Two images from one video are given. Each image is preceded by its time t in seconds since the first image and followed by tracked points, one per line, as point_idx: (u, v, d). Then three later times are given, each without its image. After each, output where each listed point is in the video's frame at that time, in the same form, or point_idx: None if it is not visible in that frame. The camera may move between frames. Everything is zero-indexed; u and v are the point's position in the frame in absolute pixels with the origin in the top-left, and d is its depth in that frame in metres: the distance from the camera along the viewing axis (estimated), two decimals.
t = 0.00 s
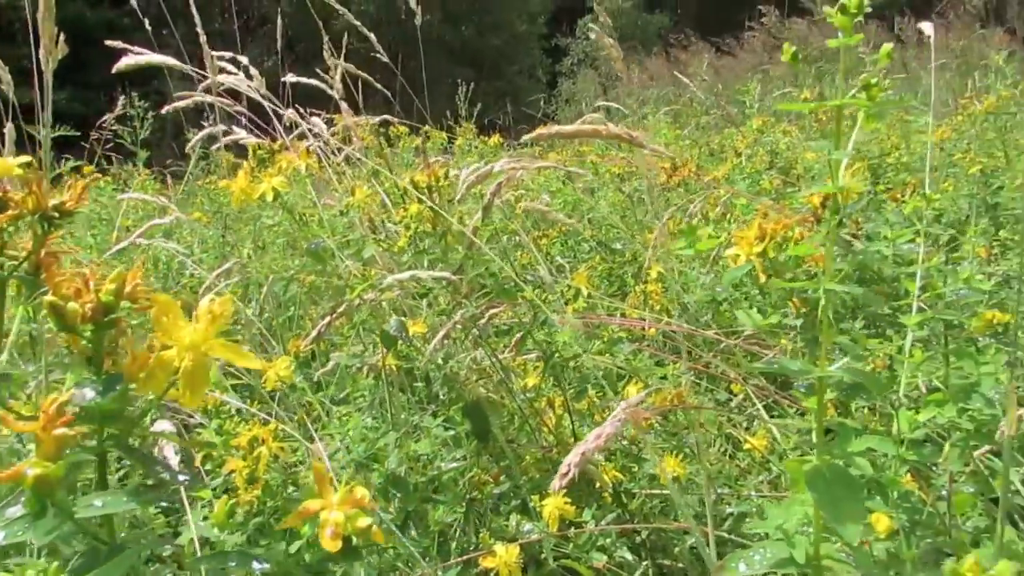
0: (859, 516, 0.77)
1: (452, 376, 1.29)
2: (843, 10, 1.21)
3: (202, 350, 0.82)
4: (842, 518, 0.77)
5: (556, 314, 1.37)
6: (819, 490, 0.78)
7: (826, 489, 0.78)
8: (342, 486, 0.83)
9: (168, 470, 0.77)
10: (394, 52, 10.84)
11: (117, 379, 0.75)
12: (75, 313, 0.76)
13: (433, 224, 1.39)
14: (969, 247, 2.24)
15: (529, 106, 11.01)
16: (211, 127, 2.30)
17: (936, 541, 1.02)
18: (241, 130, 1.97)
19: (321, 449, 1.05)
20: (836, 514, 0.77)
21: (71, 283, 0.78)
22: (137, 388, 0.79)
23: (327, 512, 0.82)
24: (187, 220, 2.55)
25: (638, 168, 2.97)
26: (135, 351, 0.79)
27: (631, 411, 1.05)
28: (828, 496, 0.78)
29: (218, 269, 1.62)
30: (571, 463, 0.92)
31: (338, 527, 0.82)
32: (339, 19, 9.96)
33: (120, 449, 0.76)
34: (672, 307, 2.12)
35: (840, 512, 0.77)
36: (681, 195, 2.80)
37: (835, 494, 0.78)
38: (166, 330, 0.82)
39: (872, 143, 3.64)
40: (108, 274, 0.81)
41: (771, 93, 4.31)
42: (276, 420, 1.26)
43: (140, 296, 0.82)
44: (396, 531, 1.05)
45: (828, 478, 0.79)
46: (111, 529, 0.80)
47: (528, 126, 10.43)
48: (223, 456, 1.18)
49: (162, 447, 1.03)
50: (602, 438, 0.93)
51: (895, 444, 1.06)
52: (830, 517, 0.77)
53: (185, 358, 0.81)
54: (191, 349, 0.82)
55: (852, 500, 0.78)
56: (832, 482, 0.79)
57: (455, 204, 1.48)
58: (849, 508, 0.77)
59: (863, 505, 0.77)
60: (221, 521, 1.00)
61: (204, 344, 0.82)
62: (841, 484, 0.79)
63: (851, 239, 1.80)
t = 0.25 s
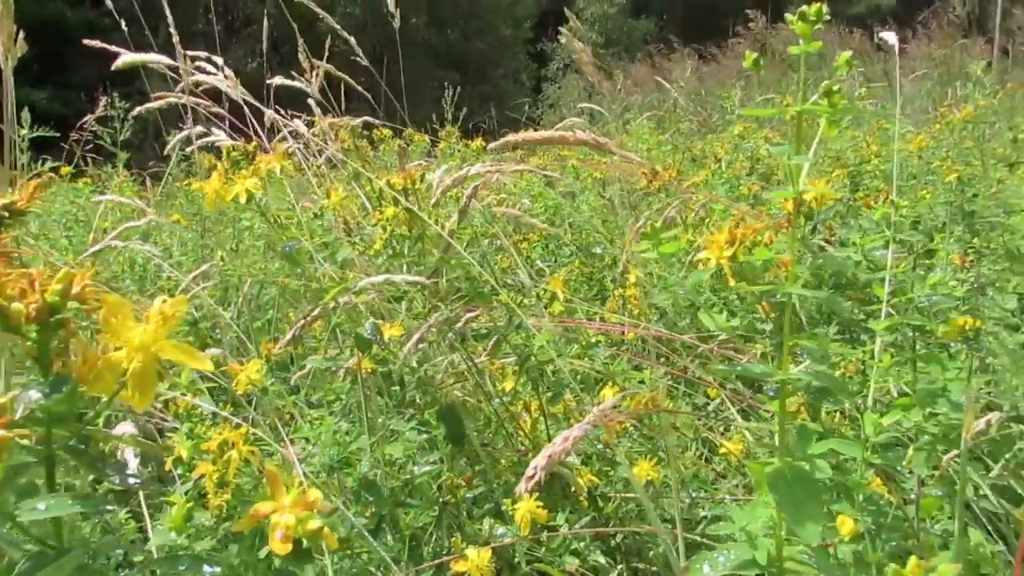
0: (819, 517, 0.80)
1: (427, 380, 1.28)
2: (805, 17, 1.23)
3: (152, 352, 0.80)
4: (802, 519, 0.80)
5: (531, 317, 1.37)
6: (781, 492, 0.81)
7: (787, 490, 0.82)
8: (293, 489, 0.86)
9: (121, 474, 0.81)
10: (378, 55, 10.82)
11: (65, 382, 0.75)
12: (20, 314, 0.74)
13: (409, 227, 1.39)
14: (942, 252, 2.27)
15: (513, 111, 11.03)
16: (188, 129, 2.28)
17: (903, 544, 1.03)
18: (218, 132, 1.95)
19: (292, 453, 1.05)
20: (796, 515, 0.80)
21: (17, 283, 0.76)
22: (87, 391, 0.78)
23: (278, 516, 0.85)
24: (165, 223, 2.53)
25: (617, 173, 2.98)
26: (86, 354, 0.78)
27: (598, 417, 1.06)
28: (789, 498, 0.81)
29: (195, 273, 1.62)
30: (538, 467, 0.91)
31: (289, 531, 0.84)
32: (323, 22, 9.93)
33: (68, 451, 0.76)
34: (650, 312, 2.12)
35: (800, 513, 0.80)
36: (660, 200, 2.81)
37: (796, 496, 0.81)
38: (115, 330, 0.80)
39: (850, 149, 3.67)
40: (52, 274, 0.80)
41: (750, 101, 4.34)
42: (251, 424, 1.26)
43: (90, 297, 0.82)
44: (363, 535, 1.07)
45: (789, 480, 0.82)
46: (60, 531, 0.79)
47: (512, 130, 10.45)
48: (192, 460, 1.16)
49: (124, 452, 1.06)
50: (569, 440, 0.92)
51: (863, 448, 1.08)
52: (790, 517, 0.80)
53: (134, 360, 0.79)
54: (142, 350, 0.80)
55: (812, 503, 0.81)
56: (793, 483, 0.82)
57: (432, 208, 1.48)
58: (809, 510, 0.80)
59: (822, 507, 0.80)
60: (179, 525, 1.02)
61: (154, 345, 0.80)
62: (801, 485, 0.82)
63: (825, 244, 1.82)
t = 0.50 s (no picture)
0: (778, 517, 0.80)
1: (399, 383, 1.28)
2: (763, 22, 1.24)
3: (100, 352, 0.81)
4: (760, 519, 0.80)
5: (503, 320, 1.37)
6: (739, 493, 0.82)
7: (746, 491, 0.82)
8: (243, 491, 0.87)
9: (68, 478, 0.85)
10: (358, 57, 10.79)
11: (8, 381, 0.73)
12: None
13: (381, 229, 1.38)
14: (914, 257, 2.30)
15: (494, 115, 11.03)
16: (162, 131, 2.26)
17: (867, 544, 1.05)
18: (191, 134, 1.94)
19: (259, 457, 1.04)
20: (754, 516, 0.81)
21: None
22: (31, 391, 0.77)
23: (228, 518, 0.85)
24: (140, 225, 2.51)
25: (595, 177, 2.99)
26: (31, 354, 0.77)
27: (570, 419, 1.06)
28: (748, 498, 0.82)
29: (167, 275, 1.61)
30: (503, 470, 0.91)
31: (238, 532, 0.84)
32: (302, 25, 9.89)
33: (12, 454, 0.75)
34: (626, 315, 2.14)
35: (758, 514, 0.81)
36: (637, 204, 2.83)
37: (755, 497, 0.82)
38: (62, 331, 0.80)
39: (826, 154, 3.72)
40: None
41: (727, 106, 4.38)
42: (223, 427, 1.26)
43: (37, 297, 0.82)
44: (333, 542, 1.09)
45: (748, 480, 0.83)
46: (7, 533, 0.81)
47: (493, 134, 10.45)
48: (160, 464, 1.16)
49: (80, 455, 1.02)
50: (534, 443, 0.92)
51: (828, 450, 1.09)
52: (748, 518, 0.80)
53: (82, 360, 0.79)
54: (89, 351, 0.80)
55: (770, 503, 0.81)
56: (751, 484, 0.83)
57: (405, 211, 1.48)
58: (767, 510, 0.81)
59: (780, 507, 0.81)
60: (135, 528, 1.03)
61: (101, 346, 0.81)
62: (760, 485, 0.83)
63: (796, 247, 1.84)
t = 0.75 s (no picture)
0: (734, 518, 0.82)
1: (371, 386, 1.28)
2: (712, 30, 1.26)
3: (45, 358, 0.84)
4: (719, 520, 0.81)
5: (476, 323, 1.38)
6: (697, 494, 0.82)
7: (703, 492, 0.83)
8: (192, 496, 0.87)
9: (13, 484, 0.87)
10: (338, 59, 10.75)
11: None
12: None
13: (354, 232, 1.38)
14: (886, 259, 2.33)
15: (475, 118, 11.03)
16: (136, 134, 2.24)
17: (832, 544, 1.06)
18: (165, 137, 1.93)
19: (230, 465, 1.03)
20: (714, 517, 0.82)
21: None
22: None
23: (176, 523, 0.85)
24: (113, 228, 2.50)
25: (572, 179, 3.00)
26: None
27: (543, 424, 1.06)
28: (706, 499, 0.82)
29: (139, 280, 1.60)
30: (468, 473, 0.90)
31: (186, 537, 0.84)
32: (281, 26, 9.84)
33: None
34: (602, 317, 2.15)
35: (717, 513, 0.82)
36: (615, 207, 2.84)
37: (713, 498, 0.82)
38: (9, 340, 0.84)
39: (802, 156, 3.75)
40: None
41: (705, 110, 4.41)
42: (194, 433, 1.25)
43: None
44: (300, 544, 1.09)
45: (706, 482, 0.84)
46: None
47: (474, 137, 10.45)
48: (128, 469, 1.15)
49: (34, 463, 1.02)
50: (498, 446, 0.92)
51: (791, 450, 1.11)
52: (707, 518, 0.81)
53: (27, 366, 0.82)
54: (34, 357, 0.83)
55: (728, 504, 0.82)
56: (709, 485, 0.83)
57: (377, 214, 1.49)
58: (725, 510, 0.82)
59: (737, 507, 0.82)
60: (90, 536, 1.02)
61: (46, 352, 0.84)
62: (718, 487, 0.84)
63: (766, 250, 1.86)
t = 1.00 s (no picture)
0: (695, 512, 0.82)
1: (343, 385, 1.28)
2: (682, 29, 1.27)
3: None
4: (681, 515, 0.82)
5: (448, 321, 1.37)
6: (657, 488, 0.83)
7: (664, 486, 0.83)
8: (135, 492, 0.84)
9: None
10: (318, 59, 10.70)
11: None
12: None
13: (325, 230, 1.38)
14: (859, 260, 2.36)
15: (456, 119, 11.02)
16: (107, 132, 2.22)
17: (801, 540, 1.06)
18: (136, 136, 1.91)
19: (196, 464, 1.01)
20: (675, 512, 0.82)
21: None
22: None
23: (117, 519, 0.83)
24: (86, 228, 2.47)
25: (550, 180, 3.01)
26: None
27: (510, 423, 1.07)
28: (667, 494, 0.83)
29: (108, 279, 1.58)
30: (430, 468, 0.90)
31: (127, 534, 0.82)
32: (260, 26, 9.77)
33: None
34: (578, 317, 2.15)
35: (678, 509, 0.82)
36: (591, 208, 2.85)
37: (674, 492, 0.83)
38: None
39: (780, 158, 3.78)
40: None
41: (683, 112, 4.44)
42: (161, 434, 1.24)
43: None
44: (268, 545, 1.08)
45: (667, 476, 0.84)
46: None
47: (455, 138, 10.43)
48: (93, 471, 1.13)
49: None
50: (462, 442, 0.92)
51: (759, 447, 1.12)
52: (669, 514, 0.82)
53: None
54: None
55: (690, 500, 0.83)
56: (670, 480, 0.83)
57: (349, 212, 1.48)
58: (685, 506, 0.82)
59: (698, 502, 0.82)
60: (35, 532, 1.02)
61: None
62: (680, 482, 0.84)
63: (739, 250, 1.87)
